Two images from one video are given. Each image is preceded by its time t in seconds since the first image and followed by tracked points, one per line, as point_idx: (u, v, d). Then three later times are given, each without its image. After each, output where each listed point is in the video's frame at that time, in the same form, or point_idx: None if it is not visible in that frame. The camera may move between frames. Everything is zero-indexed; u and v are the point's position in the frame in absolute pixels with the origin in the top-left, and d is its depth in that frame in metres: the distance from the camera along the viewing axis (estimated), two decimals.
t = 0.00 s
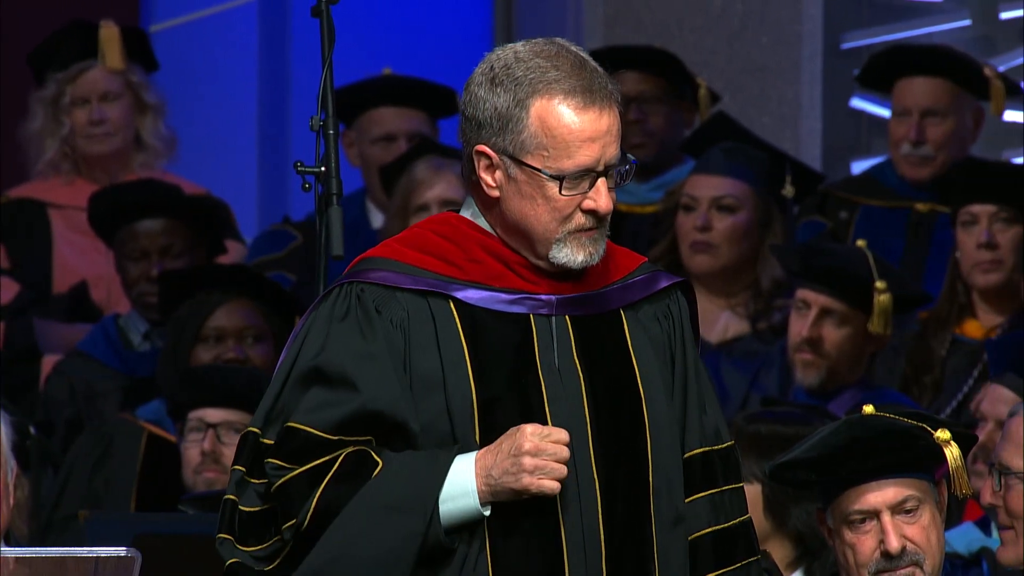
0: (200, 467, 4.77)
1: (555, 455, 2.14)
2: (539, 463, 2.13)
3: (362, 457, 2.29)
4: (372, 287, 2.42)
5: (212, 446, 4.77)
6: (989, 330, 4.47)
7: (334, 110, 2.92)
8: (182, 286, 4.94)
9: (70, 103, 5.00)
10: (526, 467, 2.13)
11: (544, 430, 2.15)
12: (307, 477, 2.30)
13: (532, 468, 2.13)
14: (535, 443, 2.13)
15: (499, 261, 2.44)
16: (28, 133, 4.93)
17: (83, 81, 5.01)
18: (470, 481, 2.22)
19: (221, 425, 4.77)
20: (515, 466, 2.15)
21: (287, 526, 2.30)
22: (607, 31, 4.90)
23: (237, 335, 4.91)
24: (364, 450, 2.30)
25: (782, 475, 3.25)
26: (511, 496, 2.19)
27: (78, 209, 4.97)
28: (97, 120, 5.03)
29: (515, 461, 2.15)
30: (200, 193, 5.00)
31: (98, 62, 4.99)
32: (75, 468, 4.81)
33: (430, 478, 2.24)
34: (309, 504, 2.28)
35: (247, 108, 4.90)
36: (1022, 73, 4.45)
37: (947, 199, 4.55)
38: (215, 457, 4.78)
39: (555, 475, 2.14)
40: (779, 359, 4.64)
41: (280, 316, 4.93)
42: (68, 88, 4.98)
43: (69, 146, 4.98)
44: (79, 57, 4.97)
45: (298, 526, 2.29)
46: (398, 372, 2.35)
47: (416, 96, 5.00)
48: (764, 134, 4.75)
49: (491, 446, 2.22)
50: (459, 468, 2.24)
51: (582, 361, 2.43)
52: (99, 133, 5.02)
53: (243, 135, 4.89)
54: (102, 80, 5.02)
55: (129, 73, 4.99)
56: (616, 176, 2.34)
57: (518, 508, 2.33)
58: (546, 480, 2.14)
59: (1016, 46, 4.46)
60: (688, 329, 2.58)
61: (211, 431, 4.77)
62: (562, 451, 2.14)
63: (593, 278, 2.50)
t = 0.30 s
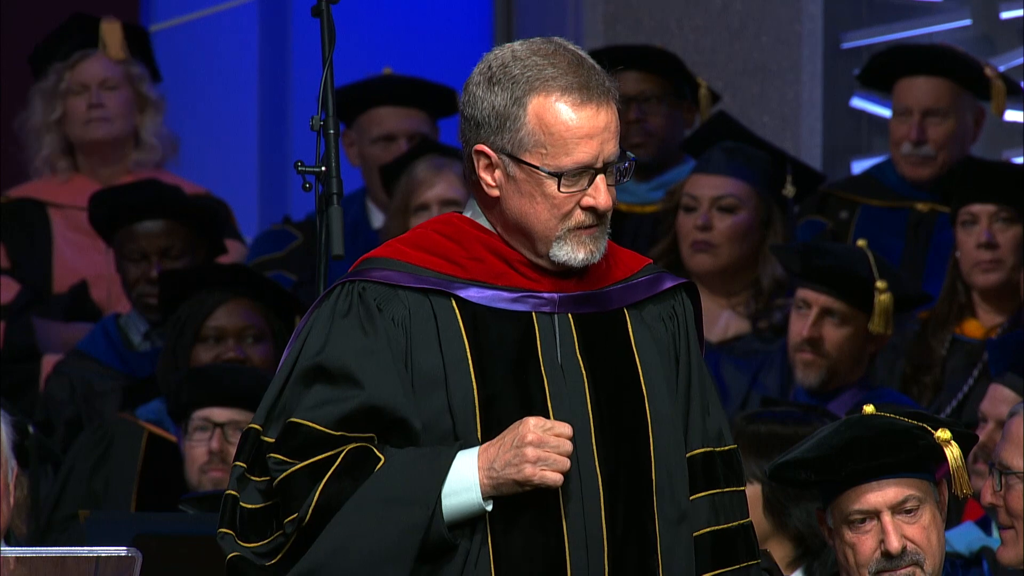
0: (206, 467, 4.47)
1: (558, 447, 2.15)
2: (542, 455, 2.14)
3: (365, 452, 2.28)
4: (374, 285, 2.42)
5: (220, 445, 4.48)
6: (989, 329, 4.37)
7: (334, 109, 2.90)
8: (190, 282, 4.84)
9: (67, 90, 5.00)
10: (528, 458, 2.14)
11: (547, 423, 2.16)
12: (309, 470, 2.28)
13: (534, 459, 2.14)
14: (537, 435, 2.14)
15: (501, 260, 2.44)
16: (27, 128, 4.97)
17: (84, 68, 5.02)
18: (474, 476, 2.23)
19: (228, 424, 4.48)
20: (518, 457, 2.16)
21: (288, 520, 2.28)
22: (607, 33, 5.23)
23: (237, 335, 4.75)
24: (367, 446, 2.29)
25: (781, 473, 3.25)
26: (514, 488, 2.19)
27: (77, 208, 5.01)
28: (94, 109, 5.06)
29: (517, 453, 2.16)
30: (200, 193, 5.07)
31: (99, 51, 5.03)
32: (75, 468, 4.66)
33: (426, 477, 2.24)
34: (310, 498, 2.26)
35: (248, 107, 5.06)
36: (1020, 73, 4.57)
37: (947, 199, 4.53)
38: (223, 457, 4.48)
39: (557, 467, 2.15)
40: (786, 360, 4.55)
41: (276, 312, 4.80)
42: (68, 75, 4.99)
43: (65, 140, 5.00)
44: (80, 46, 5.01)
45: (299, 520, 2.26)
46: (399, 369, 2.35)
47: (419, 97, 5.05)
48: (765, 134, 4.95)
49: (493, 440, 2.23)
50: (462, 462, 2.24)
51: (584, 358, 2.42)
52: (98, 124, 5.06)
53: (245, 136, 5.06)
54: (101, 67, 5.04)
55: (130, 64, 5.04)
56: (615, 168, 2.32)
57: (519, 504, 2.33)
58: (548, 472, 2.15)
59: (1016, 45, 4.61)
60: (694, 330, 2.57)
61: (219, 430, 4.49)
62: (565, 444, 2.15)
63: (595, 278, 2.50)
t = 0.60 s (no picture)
0: (210, 466, 4.51)
1: (553, 447, 2.14)
2: (536, 455, 2.13)
3: (363, 452, 2.29)
4: (376, 283, 2.42)
5: (224, 444, 4.51)
6: (990, 328, 4.40)
7: (334, 109, 2.91)
8: (189, 284, 4.86)
9: (71, 87, 5.03)
10: (523, 459, 2.14)
11: (541, 422, 2.15)
12: (308, 472, 2.30)
13: (529, 460, 2.13)
14: (530, 435, 2.14)
15: (503, 258, 2.44)
16: (28, 128, 4.96)
17: (86, 66, 5.04)
18: (470, 477, 2.23)
19: (231, 423, 4.51)
20: (512, 458, 2.16)
21: (287, 522, 2.29)
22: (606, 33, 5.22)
23: (237, 334, 4.79)
24: (366, 445, 2.30)
25: (782, 472, 3.25)
26: (511, 489, 2.19)
27: (78, 207, 5.01)
28: (99, 107, 5.10)
29: (512, 454, 2.16)
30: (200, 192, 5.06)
31: (102, 48, 5.04)
32: (75, 467, 4.67)
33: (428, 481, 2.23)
34: (309, 499, 2.28)
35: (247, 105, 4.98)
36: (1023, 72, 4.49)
37: (948, 198, 4.52)
38: (226, 456, 4.52)
39: (552, 466, 2.14)
40: (785, 359, 4.57)
41: (276, 311, 4.83)
42: (70, 72, 5.01)
43: (66, 138, 5.00)
44: (81, 45, 5.01)
45: (298, 521, 2.28)
46: (400, 368, 2.35)
47: (420, 96, 5.06)
48: (765, 132, 4.90)
49: (489, 440, 2.23)
50: (459, 463, 2.24)
51: (586, 356, 2.43)
52: (99, 122, 5.09)
53: (245, 137, 4.99)
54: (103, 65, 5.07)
55: (131, 63, 5.05)
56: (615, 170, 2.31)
57: (518, 502, 2.33)
58: (543, 472, 2.14)
59: (1016, 45, 4.52)
60: (701, 326, 2.55)
61: (222, 429, 4.51)
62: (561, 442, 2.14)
63: (598, 275, 2.49)
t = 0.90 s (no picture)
0: (210, 465, 4.66)
1: (545, 448, 2.14)
2: (528, 456, 2.13)
3: (357, 448, 2.30)
4: (374, 279, 2.42)
5: (224, 443, 4.66)
6: (989, 328, 4.39)
7: (333, 109, 2.90)
8: (189, 282, 4.91)
9: (69, 89, 5.00)
10: (515, 459, 2.14)
11: (533, 423, 2.15)
12: (302, 467, 2.30)
13: (521, 460, 2.13)
14: (522, 436, 2.14)
15: (502, 256, 2.45)
16: (28, 128, 4.93)
17: (85, 66, 5.02)
18: (462, 477, 2.23)
19: (232, 423, 4.65)
20: (504, 458, 2.16)
21: (279, 518, 2.29)
22: (607, 31, 5.20)
23: (236, 333, 4.85)
24: (361, 442, 2.31)
25: (781, 472, 3.24)
26: (503, 489, 2.19)
27: (78, 207, 5.00)
28: (99, 107, 5.07)
29: (503, 454, 2.16)
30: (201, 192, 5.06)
31: (101, 49, 5.02)
32: (76, 466, 4.74)
33: (418, 480, 2.24)
34: (301, 496, 2.28)
35: (247, 105, 4.98)
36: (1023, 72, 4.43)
37: (948, 197, 4.52)
38: (226, 454, 4.66)
39: (543, 467, 2.14)
40: (784, 358, 4.63)
41: (276, 311, 4.90)
42: (69, 73, 4.99)
43: (67, 137, 4.98)
44: (81, 45, 4.99)
45: (290, 518, 2.28)
46: (395, 364, 2.35)
47: (420, 96, 5.06)
48: (765, 132, 4.87)
49: (482, 440, 2.23)
50: (452, 461, 2.24)
51: (583, 354, 2.42)
52: (100, 125, 5.05)
53: (246, 136, 4.99)
54: (102, 65, 5.04)
55: (131, 62, 5.03)
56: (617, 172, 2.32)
57: (514, 500, 2.33)
58: (535, 473, 2.14)
59: (1016, 44, 4.46)
60: (702, 327, 2.55)
61: (222, 428, 4.65)
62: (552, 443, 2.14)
63: (597, 274, 2.49)
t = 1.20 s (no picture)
0: (210, 465, 4.66)
1: (541, 442, 2.14)
2: (524, 451, 2.14)
3: (353, 447, 2.30)
4: (371, 279, 2.43)
5: (224, 443, 4.66)
6: (989, 328, 4.39)
7: (334, 109, 2.91)
8: (189, 281, 4.92)
9: (69, 89, 5.00)
10: (511, 454, 2.14)
11: (529, 418, 2.15)
12: (299, 465, 2.30)
13: (517, 455, 2.13)
14: (518, 430, 2.14)
15: (499, 256, 2.45)
16: (28, 128, 4.93)
17: (85, 66, 5.01)
18: (458, 473, 2.23)
19: (232, 423, 4.66)
20: (500, 453, 2.16)
21: (276, 516, 2.29)
22: (607, 30, 5.19)
23: (236, 333, 4.86)
24: (357, 440, 2.31)
25: (782, 472, 3.25)
26: (500, 484, 2.19)
27: (78, 207, 4.99)
28: (99, 108, 5.07)
29: (500, 449, 2.16)
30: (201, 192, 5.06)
31: (101, 49, 5.02)
32: (76, 465, 4.75)
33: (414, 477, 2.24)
34: (297, 493, 2.28)
35: (247, 105, 4.97)
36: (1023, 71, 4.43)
37: (948, 197, 4.52)
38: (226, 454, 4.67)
39: (540, 462, 2.14)
40: (784, 357, 4.63)
41: (276, 312, 4.91)
42: (70, 73, 4.98)
43: (67, 137, 4.98)
44: (81, 45, 4.99)
45: (286, 515, 2.27)
46: (391, 363, 2.35)
47: (421, 96, 5.06)
48: (765, 132, 4.88)
49: (479, 437, 2.23)
50: (448, 458, 2.24)
51: (580, 353, 2.42)
52: (100, 124, 5.06)
53: (246, 137, 4.98)
54: (103, 66, 5.04)
55: (131, 63, 5.03)
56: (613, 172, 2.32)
57: (510, 497, 2.33)
58: (531, 468, 2.14)
59: (1016, 44, 4.46)
60: (701, 328, 2.55)
61: (223, 428, 4.66)
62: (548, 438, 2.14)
63: (594, 273, 2.49)
